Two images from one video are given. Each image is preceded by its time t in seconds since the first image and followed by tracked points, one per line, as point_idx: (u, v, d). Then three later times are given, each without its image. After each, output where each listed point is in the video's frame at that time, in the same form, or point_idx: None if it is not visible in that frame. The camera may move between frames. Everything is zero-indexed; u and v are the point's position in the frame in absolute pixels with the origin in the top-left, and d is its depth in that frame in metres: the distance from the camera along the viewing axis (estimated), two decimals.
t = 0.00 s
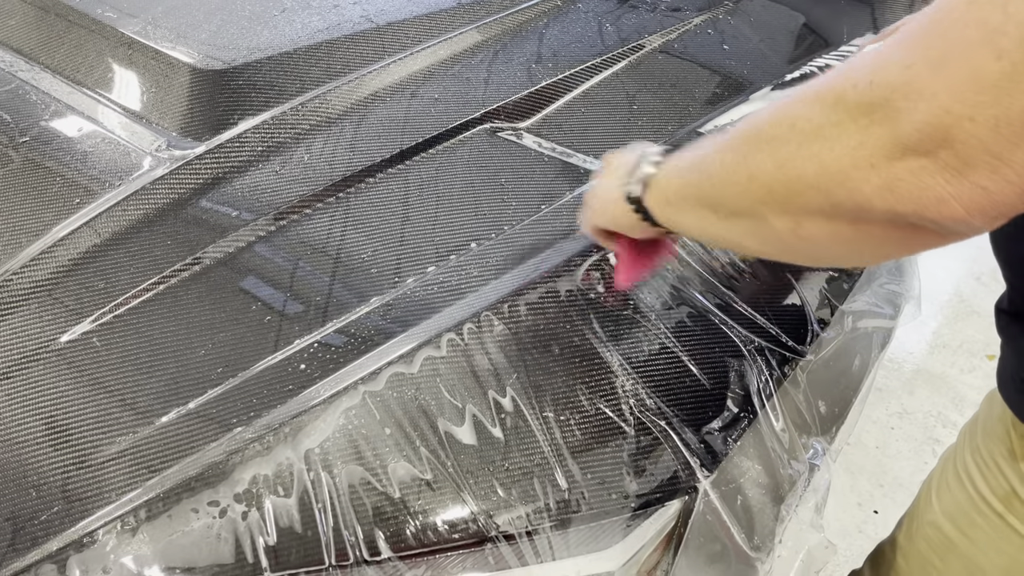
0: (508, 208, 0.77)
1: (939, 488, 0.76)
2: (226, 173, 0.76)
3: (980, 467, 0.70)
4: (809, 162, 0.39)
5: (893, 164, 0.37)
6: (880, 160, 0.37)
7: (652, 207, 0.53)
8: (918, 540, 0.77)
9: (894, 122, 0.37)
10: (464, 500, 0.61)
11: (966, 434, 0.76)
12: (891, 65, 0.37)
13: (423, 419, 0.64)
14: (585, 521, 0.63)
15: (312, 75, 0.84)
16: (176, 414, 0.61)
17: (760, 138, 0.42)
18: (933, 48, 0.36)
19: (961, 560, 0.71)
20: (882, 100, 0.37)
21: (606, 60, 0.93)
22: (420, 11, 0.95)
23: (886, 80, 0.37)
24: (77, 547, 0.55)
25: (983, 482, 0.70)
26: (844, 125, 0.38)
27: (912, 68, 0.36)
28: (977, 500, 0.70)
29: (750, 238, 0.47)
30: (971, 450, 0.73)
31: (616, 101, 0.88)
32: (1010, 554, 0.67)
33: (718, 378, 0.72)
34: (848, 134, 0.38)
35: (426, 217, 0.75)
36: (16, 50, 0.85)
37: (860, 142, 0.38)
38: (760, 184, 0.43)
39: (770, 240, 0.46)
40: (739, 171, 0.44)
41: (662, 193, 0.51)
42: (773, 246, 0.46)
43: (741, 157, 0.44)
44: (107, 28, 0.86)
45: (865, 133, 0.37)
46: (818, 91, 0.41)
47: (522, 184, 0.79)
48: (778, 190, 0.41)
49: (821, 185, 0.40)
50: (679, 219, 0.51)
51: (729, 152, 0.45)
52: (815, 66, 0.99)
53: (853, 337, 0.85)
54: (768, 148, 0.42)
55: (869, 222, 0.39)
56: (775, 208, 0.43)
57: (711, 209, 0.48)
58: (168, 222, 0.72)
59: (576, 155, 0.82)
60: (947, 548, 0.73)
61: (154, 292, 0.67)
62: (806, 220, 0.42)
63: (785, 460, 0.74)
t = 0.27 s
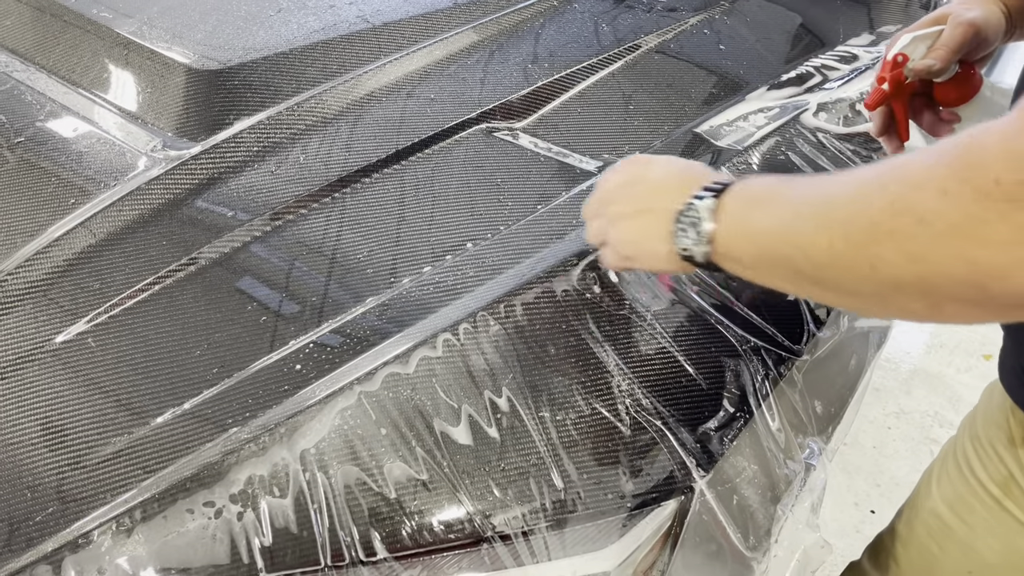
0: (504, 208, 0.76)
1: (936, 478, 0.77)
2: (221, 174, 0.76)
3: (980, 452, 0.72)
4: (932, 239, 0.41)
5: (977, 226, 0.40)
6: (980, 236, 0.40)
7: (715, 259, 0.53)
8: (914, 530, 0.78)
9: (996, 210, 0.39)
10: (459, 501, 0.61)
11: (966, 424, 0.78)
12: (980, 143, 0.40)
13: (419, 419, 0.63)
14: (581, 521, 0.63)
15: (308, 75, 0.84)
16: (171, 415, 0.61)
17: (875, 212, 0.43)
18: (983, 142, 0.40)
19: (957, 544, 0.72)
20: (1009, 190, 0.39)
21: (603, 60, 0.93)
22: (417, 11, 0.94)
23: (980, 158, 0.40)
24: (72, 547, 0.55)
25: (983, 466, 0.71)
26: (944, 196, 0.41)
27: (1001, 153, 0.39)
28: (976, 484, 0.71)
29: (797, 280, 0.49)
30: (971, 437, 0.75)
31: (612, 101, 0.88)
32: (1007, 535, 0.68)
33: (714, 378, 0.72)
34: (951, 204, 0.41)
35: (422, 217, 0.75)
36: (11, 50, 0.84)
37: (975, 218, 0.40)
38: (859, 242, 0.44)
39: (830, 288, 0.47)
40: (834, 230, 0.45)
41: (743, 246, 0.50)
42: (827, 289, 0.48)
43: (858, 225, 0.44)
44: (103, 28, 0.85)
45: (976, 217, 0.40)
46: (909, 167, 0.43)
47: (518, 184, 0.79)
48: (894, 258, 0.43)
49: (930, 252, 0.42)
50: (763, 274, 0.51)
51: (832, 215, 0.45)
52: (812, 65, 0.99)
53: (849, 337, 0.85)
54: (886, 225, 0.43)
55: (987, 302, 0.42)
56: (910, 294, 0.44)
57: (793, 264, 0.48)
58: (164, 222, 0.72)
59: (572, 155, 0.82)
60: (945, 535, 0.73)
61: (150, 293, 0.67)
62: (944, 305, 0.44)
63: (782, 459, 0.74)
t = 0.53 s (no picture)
0: (503, 208, 0.76)
1: (940, 478, 0.76)
2: (221, 174, 0.76)
3: (984, 453, 0.71)
4: (909, 217, 0.44)
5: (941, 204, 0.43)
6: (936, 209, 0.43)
7: (739, 209, 0.58)
8: (919, 529, 0.77)
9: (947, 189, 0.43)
10: (458, 502, 0.61)
11: (972, 420, 0.76)
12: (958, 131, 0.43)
13: (418, 420, 0.64)
14: (580, 521, 0.63)
15: (308, 76, 0.84)
16: (169, 416, 0.61)
17: (844, 183, 0.48)
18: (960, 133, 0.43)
19: (963, 546, 0.72)
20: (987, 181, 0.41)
21: (602, 61, 0.93)
22: (417, 12, 0.95)
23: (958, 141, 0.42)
24: (71, 548, 0.55)
25: (987, 466, 0.70)
26: (925, 177, 0.43)
27: (969, 144, 0.42)
28: (982, 486, 0.70)
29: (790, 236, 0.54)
30: (975, 434, 0.73)
31: (612, 102, 0.88)
32: (1014, 537, 0.68)
33: (713, 379, 0.71)
34: (925, 186, 0.43)
35: (421, 218, 0.74)
36: (10, 50, 0.84)
37: (944, 202, 0.43)
38: (837, 217, 0.49)
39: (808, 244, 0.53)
40: (813, 203, 0.50)
41: (757, 197, 0.55)
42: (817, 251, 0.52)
43: (829, 198, 0.49)
44: (103, 28, 0.85)
45: (933, 194, 0.43)
46: (901, 149, 0.46)
47: (518, 185, 0.78)
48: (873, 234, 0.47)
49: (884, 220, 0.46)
50: (772, 227, 0.56)
51: (813, 185, 0.50)
52: (812, 67, 0.99)
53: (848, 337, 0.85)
54: (853, 195, 0.47)
55: (951, 280, 0.45)
56: (883, 264, 0.48)
57: (787, 225, 0.53)
58: (163, 222, 0.72)
59: (571, 156, 0.82)
60: (950, 535, 0.73)
61: (149, 293, 0.67)
62: (917, 280, 0.47)
63: (781, 461, 0.74)
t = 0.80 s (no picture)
0: (507, 210, 0.76)
1: (908, 488, 0.79)
2: (225, 174, 0.76)
3: (955, 470, 0.73)
4: (884, 291, 0.38)
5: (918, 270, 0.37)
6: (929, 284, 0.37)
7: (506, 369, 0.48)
8: (885, 536, 0.80)
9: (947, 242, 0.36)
10: (461, 502, 0.61)
11: (944, 433, 0.79)
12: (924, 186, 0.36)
13: (422, 420, 0.64)
14: (583, 523, 0.63)
15: (313, 76, 0.84)
16: (173, 414, 0.61)
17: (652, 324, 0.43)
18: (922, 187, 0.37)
19: (930, 558, 0.74)
20: (914, 272, 0.37)
21: (606, 63, 0.93)
22: (421, 13, 0.95)
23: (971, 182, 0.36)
24: (74, 546, 0.55)
25: (959, 483, 0.72)
26: (888, 262, 0.38)
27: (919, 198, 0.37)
28: (953, 502, 0.72)
29: (665, 397, 0.44)
30: (948, 449, 0.75)
31: (615, 104, 0.88)
32: (982, 555, 0.70)
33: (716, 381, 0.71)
34: (956, 258, 0.36)
35: (426, 217, 0.74)
36: (16, 49, 0.85)
37: (910, 275, 0.37)
38: (702, 354, 0.42)
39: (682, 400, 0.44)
40: (686, 339, 0.42)
41: (529, 374, 0.47)
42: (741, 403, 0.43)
43: (701, 324, 0.42)
44: (108, 28, 0.86)
45: (906, 261, 0.37)
46: (820, 241, 0.40)
47: (522, 186, 0.78)
48: (830, 348, 0.40)
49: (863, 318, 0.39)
50: (563, 384, 0.47)
51: (652, 328, 0.43)
52: (816, 70, 0.99)
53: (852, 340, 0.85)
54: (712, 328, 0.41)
55: (907, 377, 0.41)
56: (841, 384, 0.41)
57: (587, 381, 0.45)
58: (167, 221, 0.72)
59: (575, 157, 0.82)
60: (918, 547, 0.76)
61: (153, 292, 0.67)
62: (889, 374, 0.41)
63: (783, 464, 0.74)
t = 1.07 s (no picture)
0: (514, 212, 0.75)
1: (890, 522, 0.84)
2: (233, 173, 0.76)
3: (939, 508, 0.78)
4: (522, 310, 0.38)
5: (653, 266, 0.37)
6: (660, 285, 0.38)
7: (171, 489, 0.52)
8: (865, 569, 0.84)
9: (668, 245, 0.36)
10: (464, 502, 0.62)
11: (926, 470, 0.84)
12: (681, 214, 0.36)
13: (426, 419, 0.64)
14: (584, 524, 0.64)
15: (322, 76, 0.84)
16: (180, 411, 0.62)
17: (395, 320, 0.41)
18: (576, 173, 0.37)
19: None
20: (558, 296, 0.38)
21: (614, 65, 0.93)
22: (428, 14, 0.95)
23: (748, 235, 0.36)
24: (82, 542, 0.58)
25: (941, 523, 0.77)
26: (540, 284, 0.38)
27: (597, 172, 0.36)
28: (931, 537, 0.78)
29: (399, 427, 0.44)
30: (929, 484, 0.81)
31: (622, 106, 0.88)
32: None
33: (720, 383, 0.71)
34: (532, 276, 0.38)
35: (431, 218, 0.74)
36: (26, 47, 0.85)
37: (552, 289, 0.38)
38: (454, 347, 0.40)
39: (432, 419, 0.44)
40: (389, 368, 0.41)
41: (208, 467, 0.48)
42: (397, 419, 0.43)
43: (418, 347, 0.41)
44: (118, 27, 0.86)
45: (550, 280, 0.38)
46: (469, 257, 0.39)
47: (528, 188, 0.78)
48: (378, 397, 0.43)
49: (565, 305, 0.39)
50: (316, 452, 0.46)
51: (386, 363, 0.41)
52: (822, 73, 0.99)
53: (857, 343, 0.84)
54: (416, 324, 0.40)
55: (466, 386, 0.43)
56: (394, 417, 0.44)
57: (363, 405, 0.43)
58: (175, 220, 0.72)
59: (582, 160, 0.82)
60: None
61: (160, 289, 0.68)
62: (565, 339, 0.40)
63: (787, 466, 0.73)
